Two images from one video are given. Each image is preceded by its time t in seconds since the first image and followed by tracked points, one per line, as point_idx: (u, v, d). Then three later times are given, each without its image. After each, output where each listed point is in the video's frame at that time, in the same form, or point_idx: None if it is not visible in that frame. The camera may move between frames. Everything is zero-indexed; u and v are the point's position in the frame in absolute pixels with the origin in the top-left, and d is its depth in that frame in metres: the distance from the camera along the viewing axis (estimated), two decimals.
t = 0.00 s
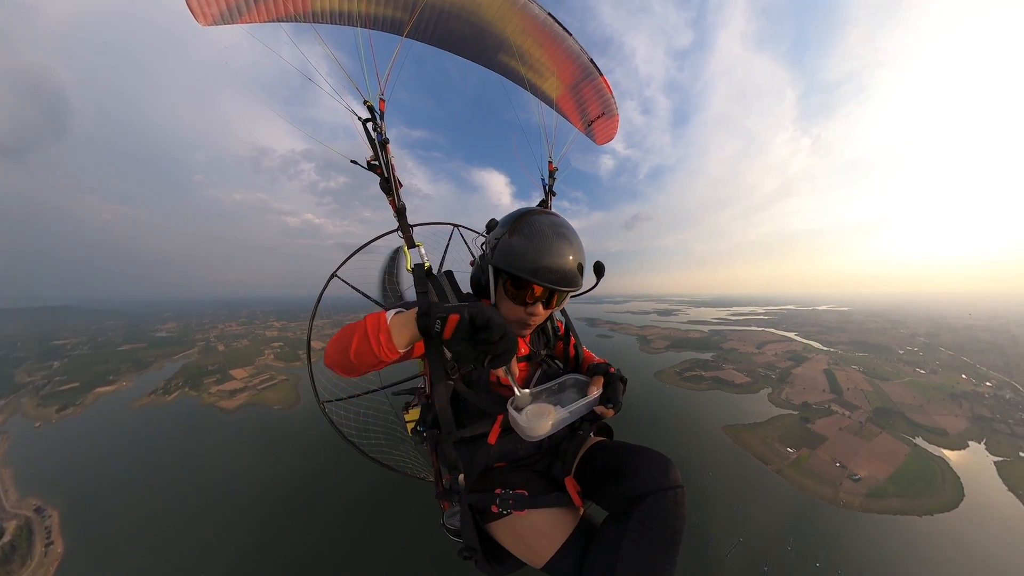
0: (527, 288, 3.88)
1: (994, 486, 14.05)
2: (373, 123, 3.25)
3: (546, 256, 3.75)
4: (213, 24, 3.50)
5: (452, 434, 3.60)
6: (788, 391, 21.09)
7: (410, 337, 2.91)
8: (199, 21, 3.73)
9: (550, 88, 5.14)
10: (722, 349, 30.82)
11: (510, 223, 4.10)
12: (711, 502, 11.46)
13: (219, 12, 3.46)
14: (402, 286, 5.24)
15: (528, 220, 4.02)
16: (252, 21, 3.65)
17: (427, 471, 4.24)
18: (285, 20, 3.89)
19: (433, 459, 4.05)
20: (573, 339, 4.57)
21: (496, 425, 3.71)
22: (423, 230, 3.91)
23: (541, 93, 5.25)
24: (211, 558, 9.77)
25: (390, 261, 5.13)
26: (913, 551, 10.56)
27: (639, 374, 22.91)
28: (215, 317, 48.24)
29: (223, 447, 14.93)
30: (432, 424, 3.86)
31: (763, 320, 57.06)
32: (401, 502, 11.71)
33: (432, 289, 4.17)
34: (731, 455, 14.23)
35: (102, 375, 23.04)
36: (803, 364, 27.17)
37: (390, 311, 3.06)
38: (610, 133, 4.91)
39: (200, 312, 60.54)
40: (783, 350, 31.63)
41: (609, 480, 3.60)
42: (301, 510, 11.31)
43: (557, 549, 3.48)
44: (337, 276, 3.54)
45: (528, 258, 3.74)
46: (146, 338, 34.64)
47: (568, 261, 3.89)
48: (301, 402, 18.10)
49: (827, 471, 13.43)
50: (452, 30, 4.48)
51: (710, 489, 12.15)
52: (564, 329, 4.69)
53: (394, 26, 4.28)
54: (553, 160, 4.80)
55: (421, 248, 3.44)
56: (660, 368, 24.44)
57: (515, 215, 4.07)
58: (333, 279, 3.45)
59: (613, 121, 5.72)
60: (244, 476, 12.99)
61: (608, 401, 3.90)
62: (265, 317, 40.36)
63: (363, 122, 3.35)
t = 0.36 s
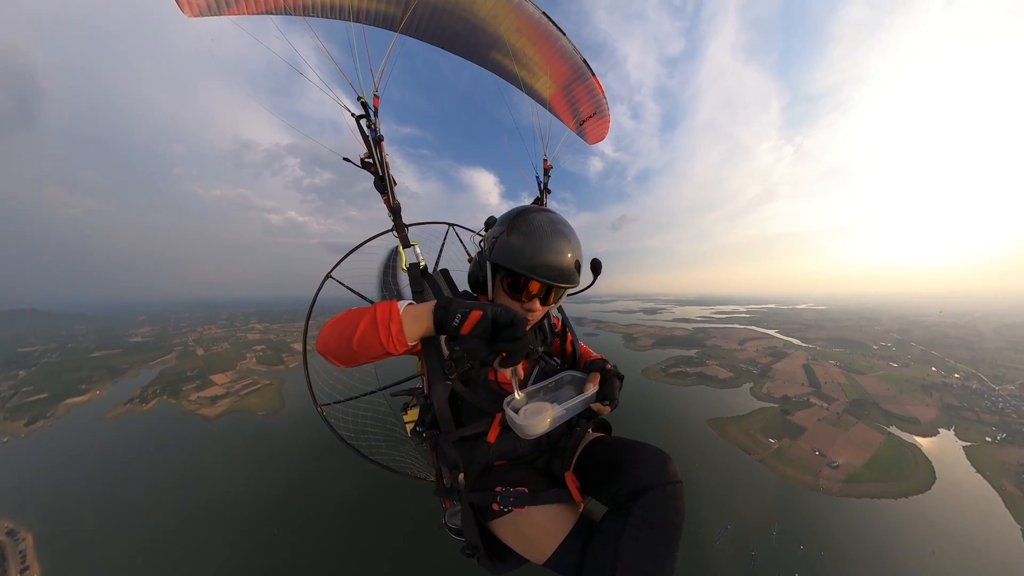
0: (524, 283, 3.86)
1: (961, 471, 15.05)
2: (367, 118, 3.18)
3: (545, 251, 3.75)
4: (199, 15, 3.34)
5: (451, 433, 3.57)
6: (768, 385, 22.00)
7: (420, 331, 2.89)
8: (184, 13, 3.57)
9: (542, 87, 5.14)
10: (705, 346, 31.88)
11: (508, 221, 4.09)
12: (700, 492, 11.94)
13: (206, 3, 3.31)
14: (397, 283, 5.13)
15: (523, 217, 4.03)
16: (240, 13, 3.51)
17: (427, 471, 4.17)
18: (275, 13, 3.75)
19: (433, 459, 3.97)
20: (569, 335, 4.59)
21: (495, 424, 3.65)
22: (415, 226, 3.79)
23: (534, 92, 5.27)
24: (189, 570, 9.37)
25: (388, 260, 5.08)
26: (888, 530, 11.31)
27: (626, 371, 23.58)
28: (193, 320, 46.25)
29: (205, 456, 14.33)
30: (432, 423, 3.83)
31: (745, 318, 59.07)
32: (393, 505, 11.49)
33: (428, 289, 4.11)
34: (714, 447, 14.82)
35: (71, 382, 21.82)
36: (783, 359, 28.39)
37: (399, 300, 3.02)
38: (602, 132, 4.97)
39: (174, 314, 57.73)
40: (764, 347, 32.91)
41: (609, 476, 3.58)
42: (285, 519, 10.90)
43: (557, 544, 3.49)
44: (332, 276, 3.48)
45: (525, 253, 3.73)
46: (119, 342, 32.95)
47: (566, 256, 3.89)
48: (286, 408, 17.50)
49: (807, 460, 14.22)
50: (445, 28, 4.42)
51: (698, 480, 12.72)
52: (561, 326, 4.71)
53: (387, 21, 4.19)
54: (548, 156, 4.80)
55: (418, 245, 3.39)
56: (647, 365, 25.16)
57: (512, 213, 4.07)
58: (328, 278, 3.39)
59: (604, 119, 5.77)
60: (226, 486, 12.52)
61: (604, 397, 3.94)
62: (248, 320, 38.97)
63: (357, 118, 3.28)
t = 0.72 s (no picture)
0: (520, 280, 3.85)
1: (935, 456, 15.78)
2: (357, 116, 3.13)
3: (539, 246, 3.74)
4: (181, 8, 3.23)
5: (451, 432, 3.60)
6: (751, 380, 22.72)
7: (418, 338, 2.83)
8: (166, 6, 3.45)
9: (534, 85, 5.14)
10: (690, 344, 32.71)
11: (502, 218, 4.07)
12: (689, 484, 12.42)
13: None
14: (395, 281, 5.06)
15: (517, 214, 4.00)
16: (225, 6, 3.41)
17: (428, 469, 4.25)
18: (261, 7, 3.65)
19: (433, 458, 4.04)
20: (566, 332, 4.67)
21: (495, 422, 3.66)
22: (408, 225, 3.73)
23: (526, 90, 5.28)
24: None
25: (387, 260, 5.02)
26: (866, 514, 11.86)
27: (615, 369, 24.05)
28: (173, 321, 44.26)
29: (188, 465, 13.77)
30: (431, 423, 3.85)
31: (728, 316, 60.72)
32: (385, 510, 11.25)
33: (425, 287, 4.05)
34: (700, 440, 15.32)
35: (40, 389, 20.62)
36: (764, 355, 29.36)
37: (394, 306, 2.95)
38: (593, 130, 5.02)
39: (149, 316, 55.05)
40: (747, 344, 33.97)
41: (608, 470, 3.62)
42: (272, 528, 10.54)
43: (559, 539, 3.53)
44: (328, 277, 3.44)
45: (520, 250, 3.71)
46: (92, 345, 31.22)
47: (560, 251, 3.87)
48: (272, 413, 16.93)
49: (788, 449, 14.70)
50: (436, 24, 4.38)
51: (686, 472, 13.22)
52: (557, 323, 4.79)
53: (376, 16, 4.09)
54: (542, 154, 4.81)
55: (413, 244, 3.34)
56: (634, 363, 25.71)
57: (505, 210, 4.07)
58: (324, 281, 3.36)
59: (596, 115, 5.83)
60: (210, 496, 12.05)
61: (602, 395, 3.96)
62: (232, 322, 37.57)
63: (347, 115, 3.23)
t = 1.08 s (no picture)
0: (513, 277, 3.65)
1: (911, 444, 16.52)
2: (347, 114, 3.15)
3: (529, 237, 3.56)
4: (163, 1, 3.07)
5: (450, 432, 3.48)
6: (735, 375, 23.45)
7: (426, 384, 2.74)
8: None
9: (528, 82, 4.94)
10: (676, 342, 33.53)
11: (488, 217, 3.89)
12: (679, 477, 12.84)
13: None
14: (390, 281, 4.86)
15: (503, 208, 3.81)
16: None
17: (427, 470, 4.19)
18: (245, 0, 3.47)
19: (433, 458, 3.98)
20: (559, 327, 4.61)
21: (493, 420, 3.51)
22: (399, 222, 3.68)
23: (519, 89, 5.03)
24: None
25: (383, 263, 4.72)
26: (847, 499, 12.41)
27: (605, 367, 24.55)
28: (151, 324, 42.27)
29: (170, 474, 13.23)
30: (428, 424, 3.77)
31: (713, 315, 62.26)
32: (377, 517, 10.98)
33: (417, 288, 3.78)
34: (688, 434, 15.78)
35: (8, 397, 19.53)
36: (748, 352, 30.31)
37: (396, 353, 2.77)
38: (587, 127, 5.10)
39: (123, 318, 52.52)
40: (731, 341, 34.98)
41: (604, 463, 3.58)
42: (256, 540, 10.11)
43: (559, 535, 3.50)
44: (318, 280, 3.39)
45: (512, 246, 3.51)
46: (65, 349, 29.61)
47: (551, 241, 3.69)
48: (258, 419, 16.31)
49: (772, 441, 15.24)
50: (428, 18, 4.13)
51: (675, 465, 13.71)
52: (550, 319, 4.74)
53: (368, 11, 3.91)
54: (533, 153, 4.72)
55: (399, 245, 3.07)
56: (623, 361, 26.26)
57: (491, 207, 3.90)
58: (314, 285, 3.29)
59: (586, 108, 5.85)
60: (190, 506, 11.54)
61: (592, 398, 3.68)
62: (216, 325, 36.14)
63: (336, 111, 3.20)
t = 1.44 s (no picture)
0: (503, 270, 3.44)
1: (892, 435, 17.16)
2: (338, 113, 3.13)
3: (518, 229, 3.34)
4: None
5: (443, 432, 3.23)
6: (723, 372, 24.05)
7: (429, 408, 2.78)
8: None
9: (522, 79, 4.84)
10: (665, 340, 34.20)
11: (472, 214, 3.67)
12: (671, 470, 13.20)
13: None
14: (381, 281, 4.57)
15: (485, 203, 3.64)
16: None
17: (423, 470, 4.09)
18: None
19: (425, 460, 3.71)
20: (550, 325, 4.18)
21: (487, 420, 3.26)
22: (390, 219, 3.51)
23: (513, 84, 4.93)
24: None
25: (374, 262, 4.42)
26: (831, 488, 12.87)
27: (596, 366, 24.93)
28: (133, 325, 40.69)
29: (155, 479, 12.81)
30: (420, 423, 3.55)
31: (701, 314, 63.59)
32: (370, 521, 10.72)
33: (409, 286, 3.57)
34: (678, 430, 16.14)
35: None
36: (735, 350, 31.09)
37: (392, 387, 2.72)
38: (582, 124, 5.17)
39: (103, 319, 50.50)
40: (719, 340, 35.81)
41: (597, 459, 3.35)
42: (246, 547, 9.78)
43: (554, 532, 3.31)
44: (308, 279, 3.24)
45: (498, 238, 3.31)
46: (42, 351, 28.31)
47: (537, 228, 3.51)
48: (246, 422, 15.82)
49: (759, 435, 15.69)
50: (422, 14, 3.99)
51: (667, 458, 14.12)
52: (542, 316, 4.37)
53: (361, 9, 3.81)
54: (525, 151, 4.60)
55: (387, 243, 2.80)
56: (614, 359, 26.70)
57: (475, 203, 3.68)
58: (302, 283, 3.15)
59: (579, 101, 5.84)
60: (173, 515, 11.09)
61: (583, 394, 3.41)
62: (202, 327, 35.04)
63: (326, 108, 3.13)
